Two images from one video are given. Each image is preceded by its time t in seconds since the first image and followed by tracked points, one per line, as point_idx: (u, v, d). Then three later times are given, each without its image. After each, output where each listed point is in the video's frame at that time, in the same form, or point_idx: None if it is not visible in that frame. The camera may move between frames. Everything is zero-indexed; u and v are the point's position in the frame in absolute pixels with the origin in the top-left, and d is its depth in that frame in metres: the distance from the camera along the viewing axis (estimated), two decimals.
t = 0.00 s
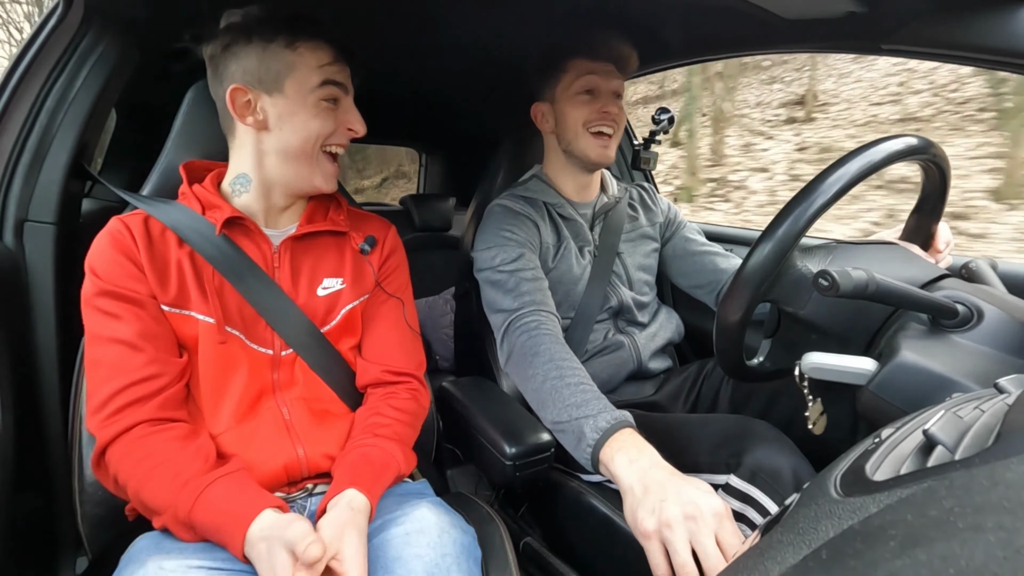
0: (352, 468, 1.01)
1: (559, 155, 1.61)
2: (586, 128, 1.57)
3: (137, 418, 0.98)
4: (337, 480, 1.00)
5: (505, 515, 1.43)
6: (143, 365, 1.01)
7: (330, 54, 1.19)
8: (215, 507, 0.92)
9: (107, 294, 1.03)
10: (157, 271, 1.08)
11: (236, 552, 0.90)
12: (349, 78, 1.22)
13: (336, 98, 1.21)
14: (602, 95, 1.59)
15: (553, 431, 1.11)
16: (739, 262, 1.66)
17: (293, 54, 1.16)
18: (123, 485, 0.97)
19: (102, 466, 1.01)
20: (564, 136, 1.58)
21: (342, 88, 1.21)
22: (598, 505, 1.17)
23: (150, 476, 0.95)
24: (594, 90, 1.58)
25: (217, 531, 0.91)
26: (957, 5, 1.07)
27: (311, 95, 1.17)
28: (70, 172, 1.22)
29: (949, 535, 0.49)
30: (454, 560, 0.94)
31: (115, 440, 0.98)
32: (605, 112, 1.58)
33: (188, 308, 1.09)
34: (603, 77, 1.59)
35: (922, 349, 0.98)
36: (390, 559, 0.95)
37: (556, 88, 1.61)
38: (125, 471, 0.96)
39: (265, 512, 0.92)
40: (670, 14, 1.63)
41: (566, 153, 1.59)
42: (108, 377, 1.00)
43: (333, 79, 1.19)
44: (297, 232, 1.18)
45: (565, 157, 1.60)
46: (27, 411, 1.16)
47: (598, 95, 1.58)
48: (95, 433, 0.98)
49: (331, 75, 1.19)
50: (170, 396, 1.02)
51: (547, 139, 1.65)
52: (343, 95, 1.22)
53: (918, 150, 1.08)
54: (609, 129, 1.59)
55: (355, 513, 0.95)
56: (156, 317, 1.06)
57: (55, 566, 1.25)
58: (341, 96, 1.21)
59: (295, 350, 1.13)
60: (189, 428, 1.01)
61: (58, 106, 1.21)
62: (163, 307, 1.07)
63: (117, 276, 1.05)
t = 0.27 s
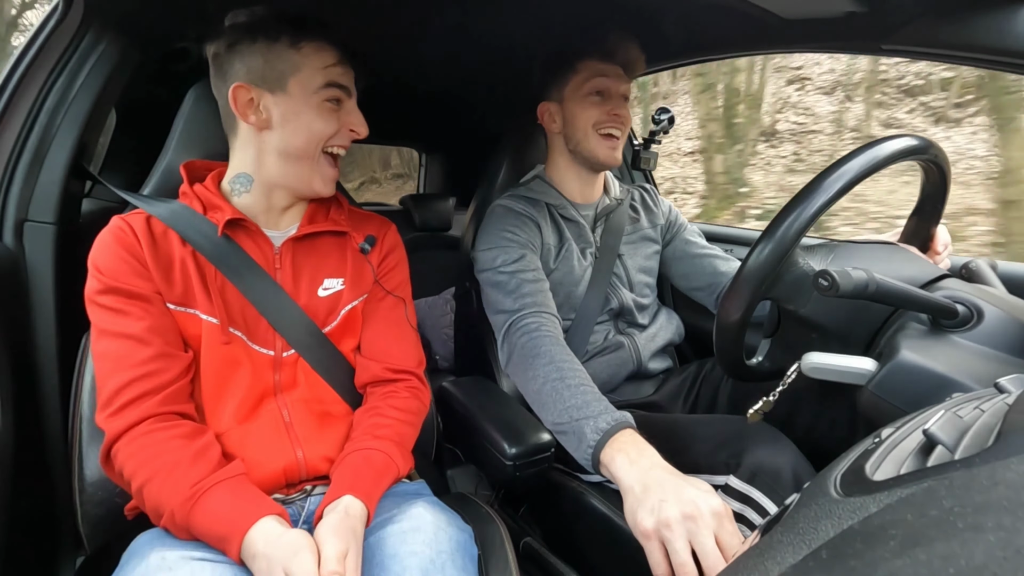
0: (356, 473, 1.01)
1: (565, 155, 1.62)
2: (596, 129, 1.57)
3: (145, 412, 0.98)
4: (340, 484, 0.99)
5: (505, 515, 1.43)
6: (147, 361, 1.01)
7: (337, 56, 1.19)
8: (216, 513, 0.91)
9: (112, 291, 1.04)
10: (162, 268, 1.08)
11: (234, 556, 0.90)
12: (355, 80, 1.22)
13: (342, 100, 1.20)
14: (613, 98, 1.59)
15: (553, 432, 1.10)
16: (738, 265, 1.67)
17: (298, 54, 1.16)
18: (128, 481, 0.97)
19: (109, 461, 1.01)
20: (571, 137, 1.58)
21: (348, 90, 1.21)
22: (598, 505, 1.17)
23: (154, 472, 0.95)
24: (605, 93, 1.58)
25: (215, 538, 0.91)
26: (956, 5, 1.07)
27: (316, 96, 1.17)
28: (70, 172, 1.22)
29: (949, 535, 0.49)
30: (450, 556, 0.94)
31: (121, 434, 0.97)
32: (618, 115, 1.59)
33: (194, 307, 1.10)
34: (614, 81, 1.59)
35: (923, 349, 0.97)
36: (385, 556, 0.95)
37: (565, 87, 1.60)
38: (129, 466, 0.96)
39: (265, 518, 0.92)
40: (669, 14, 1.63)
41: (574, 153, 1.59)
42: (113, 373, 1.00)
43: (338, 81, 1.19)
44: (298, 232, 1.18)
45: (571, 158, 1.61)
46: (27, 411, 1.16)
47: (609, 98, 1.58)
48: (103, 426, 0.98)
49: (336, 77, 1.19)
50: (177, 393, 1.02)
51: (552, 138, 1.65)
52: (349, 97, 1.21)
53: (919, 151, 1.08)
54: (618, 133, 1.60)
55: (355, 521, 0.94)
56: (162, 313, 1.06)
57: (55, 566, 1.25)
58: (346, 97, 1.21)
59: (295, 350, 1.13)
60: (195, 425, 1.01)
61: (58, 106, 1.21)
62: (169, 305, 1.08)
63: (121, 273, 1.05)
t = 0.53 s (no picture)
0: (356, 481, 1.01)
1: (556, 159, 1.61)
2: (586, 133, 1.57)
3: (146, 410, 0.98)
4: (340, 492, 0.99)
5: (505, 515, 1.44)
6: (148, 359, 1.01)
7: (256, 43, 1.12)
8: (219, 508, 0.92)
9: (108, 292, 1.03)
10: (158, 269, 1.08)
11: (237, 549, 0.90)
12: (282, 65, 1.13)
13: (268, 90, 1.13)
14: (602, 102, 1.59)
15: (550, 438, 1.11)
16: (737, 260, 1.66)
17: (214, 46, 1.12)
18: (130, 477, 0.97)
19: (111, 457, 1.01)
20: (562, 141, 1.58)
21: (273, 78, 1.13)
22: (597, 505, 1.17)
23: (158, 468, 0.95)
24: (594, 97, 1.58)
25: (218, 533, 0.91)
26: (955, 5, 1.08)
27: (232, 88, 1.12)
28: (70, 171, 1.22)
29: (949, 535, 0.49)
30: (448, 555, 0.94)
31: (123, 430, 0.97)
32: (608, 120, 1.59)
33: (190, 307, 1.09)
34: (604, 85, 1.58)
35: (923, 349, 0.98)
36: (384, 556, 0.95)
37: (553, 92, 1.61)
38: (133, 462, 0.96)
39: (269, 512, 0.92)
40: (669, 14, 1.63)
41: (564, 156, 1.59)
42: (113, 372, 1.00)
43: (257, 70, 1.12)
44: (290, 231, 1.18)
45: (563, 162, 1.60)
46: (27, 411, 1.16)
47: (598, 102, 1.58)
48: (104, 423, 0.98)
49: (253, 65, 1.11)
50: (178, 391, 1.02)
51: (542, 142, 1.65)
52: (278, 86, 1.14)
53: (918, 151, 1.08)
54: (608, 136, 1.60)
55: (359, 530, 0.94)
56: (159, 312, 1.06)
57: (55, 565, 1.25)
58: (274, 86, 1.13)
59: (294, 350, 1.14)
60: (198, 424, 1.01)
61: (58, 106, 1.21)
62: (166, 305, 1.08)
63: (117, 275, 1.05)
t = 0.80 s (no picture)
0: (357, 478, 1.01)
1: (555, 159, 1.61)
2: (583, 133, 1.57)
3: (146, 414, 0.98)
4: (342, 489, 0.99)
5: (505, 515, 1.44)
6: (149, 363, 1.01)
7: (185, 37, 1.10)
8: (221, 505, 0.92)
9: (108, 296, 1.03)
10: (155, 272, 1.09)
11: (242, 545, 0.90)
12: (213, 58, 1.11)
13: (204, 84, 1.12)
14: (599, 102, 1.58)
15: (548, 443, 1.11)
16: (736, 262, 1.66)
17: (157, 46, 1.12)
18: (133, 480, 0.97)
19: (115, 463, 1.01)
20: (560, 141, 1.58)
21: (207, 72, 1.11)
22: (598, 504, 1.17)
23: (160, 470, 0.95)
24: (591, 97, 1.58)
25: (222, 530, 0.91)
26: (956, 6, 1.08)
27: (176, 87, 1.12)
28: (70, 171, 1.22)
29: (949, 535, 0.49)
30: (447, 551, 0.94)
31: (126, 436, 0.97)
32: (604, 120, 1.59)
33: (188, 309, 1.09)
34: (599, 86, 1.58)
35: (922, 349, 0.98)
36: (383, 549, 0.95)
37: (550, 93, 1.61)
38: (135, 465, 0.96)
39: (271, 507, 0.93)
40: (669, 14, 1.63)
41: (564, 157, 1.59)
42: (114, 375, 1.00)
43: (190, 66, 1.11)
44: (287, 230, 1.18)
45: (562, 162, 1.60)
46: (26, 411, 1.16)
47: (594, 102, 1.58)
48: (106, 430, 0.98)
49: (184, 61, 1.10)
50: (177, 394, 1.02)
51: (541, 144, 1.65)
52: (214, 80, 1.12)
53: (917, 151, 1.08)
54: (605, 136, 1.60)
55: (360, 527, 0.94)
56: (158, 316, 1.06)
57: (55, 565, 1.25)
58: (211, 81, 1.12)
59: (294, 351, 1.14)
60: (198, 424, 1.01)
61: (58, 106, 1.21)
62: (164, 308, 1.08)
63: (117, 279, 1.05)
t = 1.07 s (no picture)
0: (355, 476, 1.01)
1: (560, 158, 1.61)
2: (588, 132, 1.56)
3: (145, 415, 0.98)
4: (340, 487, 0.99)
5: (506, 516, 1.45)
6: (148, 365, 1.01)
7: (201, 23, 1.15)
8: (220, 504, 0.92)
9: (108, 296, 1.03)
10: (155, 273, 1.08)
11: (242, 543, 0.90)
12: (225, 38, 1.15)
13: (214, 64, 1.15)
14: (605, 102, 1.59)
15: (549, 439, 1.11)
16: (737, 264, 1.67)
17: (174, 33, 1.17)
18: (133, 482, 0.97)
19: (114, 465, 1.01)
20: (565, 139, 1.58)
21: (218, 53, 1.15)
22: (598, 504, 1.17)
23: (158, 470, 0.95)
24: (597, 96, 1.58)
25: (221, 529, 0.91)
26: (957, 5, 1.07)
27: (186, 69, 1.14)
28: (69, 171, 1.22)
29: (949, 535, 0.49)
30: (448, 551, 0.94)
31: (125, 437, 0.97)
32: (609, 118, 1.59)
33: (189, 308, 1.09)
34: (605, 86, 1.58)
35: (923, 349, 0.97)
36: (383, 548, 0.95)
37: (555, 92, 1.60)
38: (134, 467, 0.96)
39: (270, 505, 0.92)
40: (669, 14, 1.63)
41: (569, 157, 1.59)
42: (113, 377, 1.00)
43: (202, 46, 1.14)
44: (286, 228, 1.18)
45: (567, 161, 1.60)
46: (26, 412, 1.16)
47: (600, 101, 1.58)
48: (105, 433, 0.99)
49: (197, 42, 1.14)
50: (175, 395, 1.02)
51: (546, 142, 1.65)
52: (224, 60, 1.15)
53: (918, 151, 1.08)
54: (610, 135, 1.60)
55: (360, 524, 0.94)
56: (158, 316, 1.06)
57: (55, 565, 1.25)
58: (220, 61, 1.15)
59: (294, 351, 1.14)
60: (196, 424, 1.01)
61: (57, 106, 1.21)
62: (164, 308, 1.07)
63: (117, 280, 1.05)
